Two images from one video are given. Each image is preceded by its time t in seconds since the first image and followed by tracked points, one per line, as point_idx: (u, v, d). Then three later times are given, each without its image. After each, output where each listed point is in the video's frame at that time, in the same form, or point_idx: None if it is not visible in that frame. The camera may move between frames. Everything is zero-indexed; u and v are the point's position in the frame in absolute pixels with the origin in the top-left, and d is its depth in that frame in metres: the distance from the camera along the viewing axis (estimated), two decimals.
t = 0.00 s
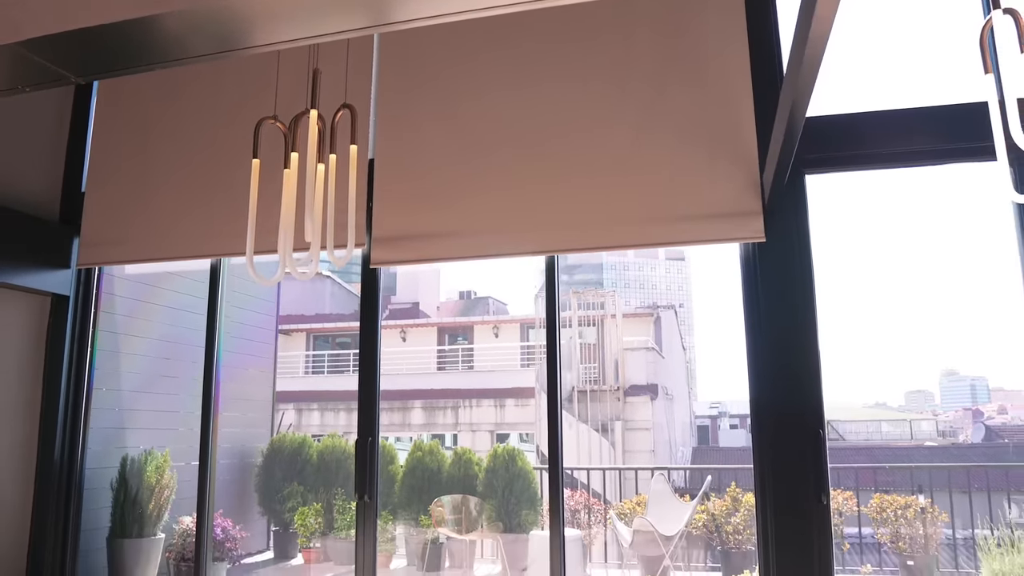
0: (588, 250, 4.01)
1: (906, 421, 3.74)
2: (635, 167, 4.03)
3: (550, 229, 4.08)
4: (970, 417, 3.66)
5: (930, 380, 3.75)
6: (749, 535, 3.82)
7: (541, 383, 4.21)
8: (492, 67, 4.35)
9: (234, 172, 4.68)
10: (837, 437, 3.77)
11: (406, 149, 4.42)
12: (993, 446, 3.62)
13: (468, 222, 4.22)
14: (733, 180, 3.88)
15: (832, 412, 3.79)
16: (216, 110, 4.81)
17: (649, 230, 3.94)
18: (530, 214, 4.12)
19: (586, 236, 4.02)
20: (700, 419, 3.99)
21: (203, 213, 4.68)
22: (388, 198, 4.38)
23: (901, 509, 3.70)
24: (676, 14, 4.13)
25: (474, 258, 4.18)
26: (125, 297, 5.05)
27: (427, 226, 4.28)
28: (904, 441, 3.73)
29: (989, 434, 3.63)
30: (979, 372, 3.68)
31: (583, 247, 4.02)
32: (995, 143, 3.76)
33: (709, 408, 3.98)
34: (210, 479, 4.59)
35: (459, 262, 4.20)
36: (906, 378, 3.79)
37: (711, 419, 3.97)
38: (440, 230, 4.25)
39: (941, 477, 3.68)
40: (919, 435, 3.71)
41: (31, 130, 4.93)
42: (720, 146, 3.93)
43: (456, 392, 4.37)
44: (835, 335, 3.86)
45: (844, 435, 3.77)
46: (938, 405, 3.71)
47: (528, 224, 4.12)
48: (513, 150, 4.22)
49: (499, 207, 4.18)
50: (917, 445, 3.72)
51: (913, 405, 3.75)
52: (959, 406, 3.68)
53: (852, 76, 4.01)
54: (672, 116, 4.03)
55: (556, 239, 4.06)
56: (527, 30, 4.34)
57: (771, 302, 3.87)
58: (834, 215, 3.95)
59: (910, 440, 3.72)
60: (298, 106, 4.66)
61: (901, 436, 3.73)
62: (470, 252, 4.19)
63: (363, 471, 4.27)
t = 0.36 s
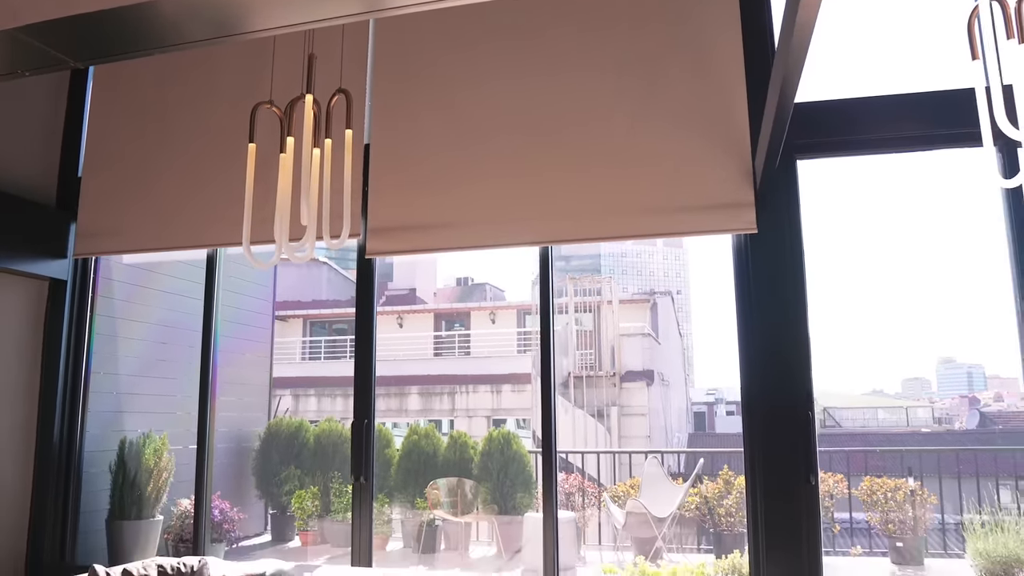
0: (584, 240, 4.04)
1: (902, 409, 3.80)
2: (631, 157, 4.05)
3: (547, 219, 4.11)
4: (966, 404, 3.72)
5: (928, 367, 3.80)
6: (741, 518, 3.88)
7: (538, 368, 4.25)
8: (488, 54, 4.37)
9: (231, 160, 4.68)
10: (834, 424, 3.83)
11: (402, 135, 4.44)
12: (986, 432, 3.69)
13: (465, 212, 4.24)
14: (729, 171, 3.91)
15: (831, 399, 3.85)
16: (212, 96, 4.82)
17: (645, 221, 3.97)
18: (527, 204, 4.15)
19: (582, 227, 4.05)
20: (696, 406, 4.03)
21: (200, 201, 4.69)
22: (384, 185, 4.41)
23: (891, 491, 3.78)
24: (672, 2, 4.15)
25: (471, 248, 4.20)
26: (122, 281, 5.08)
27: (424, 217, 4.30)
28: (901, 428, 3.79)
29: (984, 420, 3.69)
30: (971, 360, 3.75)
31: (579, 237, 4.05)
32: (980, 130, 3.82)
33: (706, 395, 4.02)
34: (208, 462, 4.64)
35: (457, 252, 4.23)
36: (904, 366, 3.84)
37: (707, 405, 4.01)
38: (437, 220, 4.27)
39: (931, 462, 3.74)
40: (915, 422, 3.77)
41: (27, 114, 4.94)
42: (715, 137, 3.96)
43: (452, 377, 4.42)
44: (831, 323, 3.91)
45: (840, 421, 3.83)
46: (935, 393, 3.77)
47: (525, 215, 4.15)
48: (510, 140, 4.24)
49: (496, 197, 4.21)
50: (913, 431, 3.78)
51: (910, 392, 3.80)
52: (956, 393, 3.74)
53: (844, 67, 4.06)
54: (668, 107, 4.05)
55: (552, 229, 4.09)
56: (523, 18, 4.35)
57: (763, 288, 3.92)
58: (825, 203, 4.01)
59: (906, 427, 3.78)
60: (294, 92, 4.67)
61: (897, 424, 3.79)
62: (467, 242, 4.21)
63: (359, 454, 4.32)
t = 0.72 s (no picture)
0: (580, 230, 4.06)
1: (899, 396, 3.87)
2: (627, 148, 4.07)
3: (543, 209, 4.13)
4: (962, 390, 3.79)
5: (925, 355, 3.86)
6: (733, 500, 3.94)
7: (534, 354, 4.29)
8: (484, 40, 4.37)
9: (228, 149, 4.67)
10: (831, 410, 3.91)
11: (397, 121, 4.45)
12: (980, 417, 3.76)
13: (462, 201, 4.26)
14: (724, 160, 3.94)
15: (828, 385, 3.93)
16: (206, 80, 4.81)
17: (641, 212, 4.00)
18: (523, 194, 4.17)
19: (578, 216, 4.07)
20: (693, 391, 4.08)
21: (199, 190, 4.69)
22: (380, 171, 4.42)
23: (882, 473, 3.86)
24: None
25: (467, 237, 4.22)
26: (119, 265, 5.11)
27: (421, 206, 4.31)
28: (898, 413, 3.86)
29: (979, 406, 3.76)
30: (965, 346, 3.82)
31: (575, 227, 4.07)
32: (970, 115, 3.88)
33: (703, 380, 4.07)
34: (205, 444, 4.69)
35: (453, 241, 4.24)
36: (900, 352, 3.90)
37: (704, 390, 4.06)
38: (434, 209, 4.29)
39: (923, 446, 3.82)
40: (911, 408, 3.84)
41: (21, 97, 4.93)
42: (710, 127, 3.98)
43: (449, 362, 4.44)
44: (828, 310, 3.98)
45: (837, 406, 3.91)
46: (932, 378, 3.83)
47: (521, 204, 4.17)
48: (505, 130, 4.25)
49: (492, 186, 4.22)
50: (909, 417, 3.84)
51: (907, 378, 3.87)
52: (953, 380, 3.80)
53: (836, 57, 4.11)
54: (663, 96, 4.06)
55: (548, 219, 4.11)
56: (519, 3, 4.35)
57: (755, 275, 3.98)
58: (819, 189, 4.07)
59: (903, 412, 3.85)
60: (289, 76, 4.67)
61: (894, 411, 3.86)
62: (464, 231, 4.23)
63: (355, 435, 4.37)
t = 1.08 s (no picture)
0: (579, 217, 4.08)
1: (896, 379, 3.94)
2: (626, 135, 4.08)
3: (541, 196, 4.14)
4: (958, 374, 3.86)
5: (923, 339, 3.93)
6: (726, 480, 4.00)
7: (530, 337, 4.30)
8: (481, 22, 4.36)
9: (227, 133, 4.66)
10: (827, 393, 3.98)
11: (394, 103, 4.44)
12: (976, 401, 3.84)
13: (460, 188, 4.26)
14: (723, 148, 3.95)
15: (825, 368, 4.00)
16: (202, 61, 4.79)
17: (640, 199, 4.02)
18: (522, 181, 4.18)
19: (577, 203, 4.09)
20: (690, 374, 4.10)
21: (198, 174, 4.69)
22: (376, 154, 4.42)
23: (875, 454, 3.93)
24: None
25: (465, 224, 4.23)
26: (116, 248, 5.11)
27: (420, 192, 4.32)
28: (895, 397, 3.92)
29: (975, 389, 3.84)
30: (963, 331, 3.89)
31: (573, 214, 4.09)
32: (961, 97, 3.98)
33: (700, 363, 4.10)
34: (203, 425, 4.74)
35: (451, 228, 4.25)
36: (898, 337, 3.97)
37: (702, 374, 4.09)
38: (432, 196, 4.29)
39: (916, 428, 3.89)
40: (908, 392, 3.91)
41: (16, 77, 4.91)
42: (710, 115, 3.99)
43: (446, 345, 4.45)
44: (824, 296, 4.06)
45: (834, 391, 3.97)
46: (929, 362, 3.90)
47: (519, 191, 4.18)
48: (504, 117, 4.25)
49: (491, 173, 4.23)
50: (906, 401, 3.91)
51: (905, 363, 3.94)
52: (951, 365, 3.87)
53: (834, 43, 4.14)
54: (663, 84, 4.06)
55: (546, 206, 4.13)
56: None
57: (752, 260, 4.04)
58: (813, 177, 4.16)
59: (900, 396, 3.92)
60: (285, 57, 4.66)
61: (890, 394, 3.93)
62: (462, 217, 4.24)
63: (352, 415, 4.42)
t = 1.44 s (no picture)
0: (576, 201, 4.10)
1: (891, 362, 3.98)
2: (625, 121, 4.08)
3: (540, 182, 4.15)
4: (953, 357, 3.91)
5: (919, 323, 3.98)
6: (721, 459, 4.06)
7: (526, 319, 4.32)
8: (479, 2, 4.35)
9: (225, 117, 4.64)
10: (824, 376, 4.02)
11: (391, 84, 4.43)
12: (972, 383, 3.88)
13: (459, 173, 4.26)
14: (723, 134, 3.96)
15: (821, 352, 4.04)
16: (198, 41, 4.76)
17: (639, 185, 4.03)
18: (521, 166, 4.19)
19: (573, 186, 4.11)
20: (687, 357, 4.14)
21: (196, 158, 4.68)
22: (373, 136, 4.42)
23: (868, 434, 3.98)
24: None
25: (464, 209, 4.24)
26: (115, 230, 5.11)
27: (418, 176, 4.32)
28: (891, 380, 3.96)
29: (969, 372, 3.89)
30: (957, 314, 3.94)
31: (572, 200, 4.11)
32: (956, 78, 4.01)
33: (697, 346, 4.13)
34: (202, 406, 4.78)
35: (450, 214, 4.26)
36: (895, 321, 4.01)
37: (698, 356, 4.12)
38: (431, 180, 4.30)
39: (909, 408, 3.94)
40: (903, 375, 3.95)
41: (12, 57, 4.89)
42: (709, 101, 3.99)
43: (443, 327, 4.46)
44: (821, 280, 4.10)
45: (830, 374, 4.02)
46: (925, 346, 3.95)
47: (518, 176, 4.18)
48: (503, 103, 4.24)
49: (490, 158, 4.23)
50: (903, 384, 3.95)
51: (900, 346, 3.98)
52: (946, 349, 3.92)
53: (834, 26, 4.13)
54: (662, 70, 4.06)
55: (545, 191, 4.14)
56: None
57: (746, 241, 4.08)
58: (810, 160, 4.18)
59: (896, 379, 3.96)
60: (282, 37, 4.63)
61: (885, 377, 3.97)
62: (461, 203, 4.25)
63: (350, 396, 4.45)
